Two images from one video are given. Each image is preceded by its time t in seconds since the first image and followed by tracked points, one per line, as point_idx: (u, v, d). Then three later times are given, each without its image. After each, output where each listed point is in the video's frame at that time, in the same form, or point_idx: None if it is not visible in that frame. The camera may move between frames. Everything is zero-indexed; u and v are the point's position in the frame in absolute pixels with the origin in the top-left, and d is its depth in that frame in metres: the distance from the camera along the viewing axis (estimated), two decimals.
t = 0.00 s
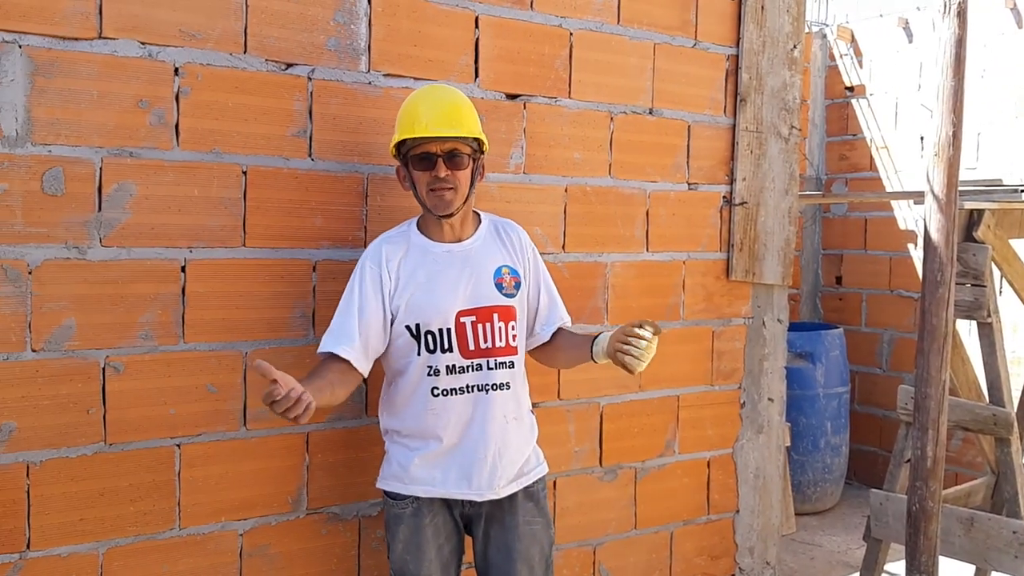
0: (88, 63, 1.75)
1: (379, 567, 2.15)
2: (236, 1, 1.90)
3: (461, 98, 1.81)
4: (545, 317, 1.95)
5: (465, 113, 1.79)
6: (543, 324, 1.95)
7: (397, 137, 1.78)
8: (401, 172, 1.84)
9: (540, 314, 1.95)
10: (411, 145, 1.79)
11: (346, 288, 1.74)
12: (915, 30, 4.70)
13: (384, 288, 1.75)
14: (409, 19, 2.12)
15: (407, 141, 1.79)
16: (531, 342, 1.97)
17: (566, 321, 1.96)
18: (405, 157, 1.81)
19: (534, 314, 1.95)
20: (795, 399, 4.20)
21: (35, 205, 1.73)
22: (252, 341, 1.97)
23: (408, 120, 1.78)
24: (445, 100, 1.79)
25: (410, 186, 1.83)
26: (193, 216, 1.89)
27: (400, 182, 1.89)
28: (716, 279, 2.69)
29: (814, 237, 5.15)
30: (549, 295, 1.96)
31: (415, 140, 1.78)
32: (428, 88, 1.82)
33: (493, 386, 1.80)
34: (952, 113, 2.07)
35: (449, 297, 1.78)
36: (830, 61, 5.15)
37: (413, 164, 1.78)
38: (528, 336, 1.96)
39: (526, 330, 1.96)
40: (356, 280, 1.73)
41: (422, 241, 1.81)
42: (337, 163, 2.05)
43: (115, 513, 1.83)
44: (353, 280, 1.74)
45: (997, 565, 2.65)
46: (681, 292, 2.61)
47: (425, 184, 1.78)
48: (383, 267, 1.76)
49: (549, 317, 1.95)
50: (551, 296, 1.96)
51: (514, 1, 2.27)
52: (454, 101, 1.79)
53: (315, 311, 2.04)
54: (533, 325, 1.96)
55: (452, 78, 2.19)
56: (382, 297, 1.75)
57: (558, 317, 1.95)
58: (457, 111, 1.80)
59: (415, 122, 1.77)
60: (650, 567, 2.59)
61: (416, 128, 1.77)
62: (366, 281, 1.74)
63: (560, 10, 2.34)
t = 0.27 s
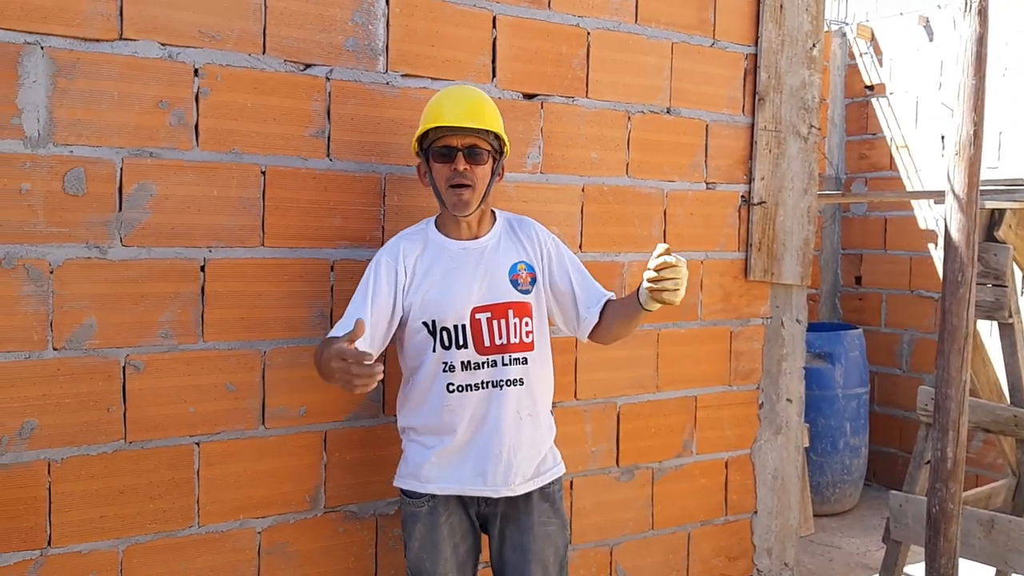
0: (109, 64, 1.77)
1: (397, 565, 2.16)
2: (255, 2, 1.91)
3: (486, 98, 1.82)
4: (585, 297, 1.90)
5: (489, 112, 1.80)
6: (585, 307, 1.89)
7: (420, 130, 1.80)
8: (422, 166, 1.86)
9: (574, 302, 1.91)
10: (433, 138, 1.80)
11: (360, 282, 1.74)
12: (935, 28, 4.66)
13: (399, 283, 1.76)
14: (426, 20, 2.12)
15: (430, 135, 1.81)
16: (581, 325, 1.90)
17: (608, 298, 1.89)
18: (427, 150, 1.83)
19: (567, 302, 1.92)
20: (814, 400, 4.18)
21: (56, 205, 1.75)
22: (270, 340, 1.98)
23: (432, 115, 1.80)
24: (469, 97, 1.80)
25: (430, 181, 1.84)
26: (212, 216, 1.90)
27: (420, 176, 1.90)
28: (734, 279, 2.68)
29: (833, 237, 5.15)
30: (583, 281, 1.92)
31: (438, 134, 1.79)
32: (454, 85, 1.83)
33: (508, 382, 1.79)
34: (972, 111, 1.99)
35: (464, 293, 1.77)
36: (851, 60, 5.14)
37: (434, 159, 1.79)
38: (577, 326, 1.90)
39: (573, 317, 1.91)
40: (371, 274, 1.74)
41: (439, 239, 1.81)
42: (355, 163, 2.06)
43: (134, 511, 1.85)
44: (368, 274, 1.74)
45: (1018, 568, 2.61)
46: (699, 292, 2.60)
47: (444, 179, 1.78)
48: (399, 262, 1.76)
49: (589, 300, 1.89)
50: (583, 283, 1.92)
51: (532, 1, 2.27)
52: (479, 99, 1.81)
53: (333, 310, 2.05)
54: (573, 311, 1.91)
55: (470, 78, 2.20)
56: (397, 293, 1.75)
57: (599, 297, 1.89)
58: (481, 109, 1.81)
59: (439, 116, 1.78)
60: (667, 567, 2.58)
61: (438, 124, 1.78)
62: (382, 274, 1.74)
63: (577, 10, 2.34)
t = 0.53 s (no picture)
0: (127, 66, 1.78)
1: (412, 565, 2.16)
2: (271, 4, 1.92)
3: (517, 105, 1.81)
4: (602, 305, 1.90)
5: (520, 122, 1.79)
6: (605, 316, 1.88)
7: (450, 138, 1.79)
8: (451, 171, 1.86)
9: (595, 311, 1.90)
10: (462, 147, 1.80)
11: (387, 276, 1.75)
12: (954, 27, 4.63)
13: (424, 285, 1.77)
14: (442, 20, 2.13)
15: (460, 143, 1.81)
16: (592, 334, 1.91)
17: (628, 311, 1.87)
18: (456, 158, 1.82)
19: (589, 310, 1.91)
20: (832, 401, 4.15)
21: (75, 206, 1.76)
22: (287, 340, 1.99)
23: (461, 122, 1.79)
24: (501, 104, 1.79)
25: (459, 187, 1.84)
26: (229, 217, 1.91)
27: (449, 181, 1.90)
28: (750, 280, 2.67)
29: (851, 237, 5.10)
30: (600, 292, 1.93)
31: (467, 144, 1.79)
32: (485, 91, 1.82)
33: (528, 389, 1.80)
34: (992, 110, 1.96)
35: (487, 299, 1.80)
36: (869, 59, 5.12)
37: (464, 167, 1.79)
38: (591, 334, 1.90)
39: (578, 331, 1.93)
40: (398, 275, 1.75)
41: (464, 242, 1.82)
42: (371, 164, 2.06)
43: (153, 510, 1.86)
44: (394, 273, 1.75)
45: None
46: (715, 293, 2.59)
47: (473, 188, 1.79)
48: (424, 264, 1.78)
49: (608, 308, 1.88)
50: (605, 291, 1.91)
51: (547, 2, 2.27)
52: (510, 108, 1.80)
53: (349, 311, 2.06)
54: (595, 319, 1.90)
55: (485, 78, 2.20)
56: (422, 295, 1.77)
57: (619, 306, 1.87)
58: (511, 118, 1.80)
59: (469, 125, 1.78)
60: (683, 569, 2.57)
61: (469, 131, 1.78)
62: (408, 274, 1.75)
63: (592, 10, 2.34)
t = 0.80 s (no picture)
0: (131, 66, 1.78)
1: (416, 565, 2.16)
2: (276, 4, 1.92)
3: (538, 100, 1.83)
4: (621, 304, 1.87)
5: (542, 116, 1.81)
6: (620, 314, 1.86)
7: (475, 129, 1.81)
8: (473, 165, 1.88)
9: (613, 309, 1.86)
10: (485, 139, 1.81)
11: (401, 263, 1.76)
12: (959, 27, 4.63)
13: (440, 277, 1.78)
14: (446, 20, 2.13)
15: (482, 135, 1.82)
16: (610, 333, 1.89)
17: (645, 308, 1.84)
18: (478, 151, 1.84)
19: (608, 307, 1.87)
20: (836, 401, 4.14)
21: (80, 206, 1.76)
22: (291, 340, 1.99)
23: (486, 114, 1.81)
24: (526, 98, 1.82)
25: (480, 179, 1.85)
26: (233, 217, 1.91)
27: (471, 179, 1.92)
28: (754, 280, 2.67)
29: (855, 237, 5.10)
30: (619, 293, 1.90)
31: (490, 134, 1.80)
32: (510, 87, 1.85)
33: (542, 386, 1.79)
34: (997, 109, 1.92)
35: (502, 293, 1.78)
36: (872, 59, 5.10)
37: (486, 158, 1.80)
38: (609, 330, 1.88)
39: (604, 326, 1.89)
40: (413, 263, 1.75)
41: (482, 236, 1.83)
42: (374, 164, 2.06)
43: (157, 509, 1.86)
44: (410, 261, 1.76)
45: None
46: (719, 293, 2.59)
47: (495, 177, 1.80)
48: (440, 255, 1.78)
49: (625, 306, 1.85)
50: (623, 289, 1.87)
51: (551, 2, 2.27)
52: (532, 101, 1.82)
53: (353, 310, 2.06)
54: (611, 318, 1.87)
55: (489, 78, 2.20)
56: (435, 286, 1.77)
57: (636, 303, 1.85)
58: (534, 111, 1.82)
59: (492, 116, 1.80)
60: (687, 569, 2.57)
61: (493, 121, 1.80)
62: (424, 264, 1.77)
63: (596, 10, 2.34)
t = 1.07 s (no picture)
0: (135, 67, 1.78)
1: (420, 565, 2.16)
2: (279, 4, 1.92)
3: (561, 104, 1.82)
4: (642, 305, 1.84)
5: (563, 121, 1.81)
6: (639, 316, 1.83)
7: (495, 130, 1.80)
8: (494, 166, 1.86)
9: (631, 311, 1.85)
10: (506, 140, 1.80)
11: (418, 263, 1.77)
12: (962, 27, 4.62)
13: (456, 277, 1.78)
14: (449, 20, 2.13)
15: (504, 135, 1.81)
16: (632, 333, 1.85)
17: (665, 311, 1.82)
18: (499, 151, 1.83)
19: (626, 309, 1.85)
20: (839, 401, 4.13)
21: (84, 206, 1.77)
22: (295, 340, 1.99)
23: (508, 115, 1.80)
24: (547, 101, 1.80)
25: (500, 179, 1.84)
26: (236, 217, 1.91)
27: (490, 177, 1.91)
28: (758, 280, 2.67)
29: (858, 237, 5.12)
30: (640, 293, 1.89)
31: (512, 136, 1.79)
32: (532, 88, 1.84)
33: (558, 389, 1.78)
34: (1001, 109, 1.91)
35: (519, 294, 1.78)
36: (876, 59, 5.12)
37: (506, 160, 1.79)
38: (631, 333, 1.85)
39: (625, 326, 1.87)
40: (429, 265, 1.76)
41: (501, 235, 1.83)
42: (378, 164, 2.06)
43: (161, 509, 1.86)
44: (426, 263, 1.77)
45: None
46: (722, 293, 2.59)
47: (515, 180, 1.78)
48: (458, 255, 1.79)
49: (645, 309, 1.83)
50: (642, 292, 1.86)
51: (555, 2, 2.27)
52: (555, 106, 1.81)
53: (357, 311, 2.06)
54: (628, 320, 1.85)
55: (493, 79, 2.20)
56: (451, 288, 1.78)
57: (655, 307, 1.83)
58: (557, 114, 1.81)
59: (514, 118, 1.79)
60: (690, 569, 2.57)
61: (515, 124, 1.78)
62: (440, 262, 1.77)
63: (600, 10, 2.34)
